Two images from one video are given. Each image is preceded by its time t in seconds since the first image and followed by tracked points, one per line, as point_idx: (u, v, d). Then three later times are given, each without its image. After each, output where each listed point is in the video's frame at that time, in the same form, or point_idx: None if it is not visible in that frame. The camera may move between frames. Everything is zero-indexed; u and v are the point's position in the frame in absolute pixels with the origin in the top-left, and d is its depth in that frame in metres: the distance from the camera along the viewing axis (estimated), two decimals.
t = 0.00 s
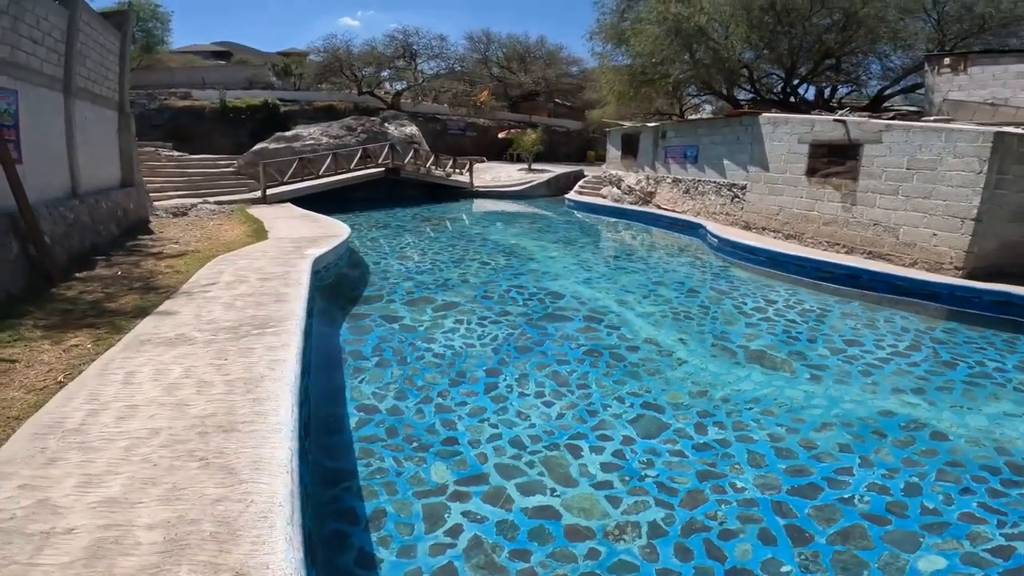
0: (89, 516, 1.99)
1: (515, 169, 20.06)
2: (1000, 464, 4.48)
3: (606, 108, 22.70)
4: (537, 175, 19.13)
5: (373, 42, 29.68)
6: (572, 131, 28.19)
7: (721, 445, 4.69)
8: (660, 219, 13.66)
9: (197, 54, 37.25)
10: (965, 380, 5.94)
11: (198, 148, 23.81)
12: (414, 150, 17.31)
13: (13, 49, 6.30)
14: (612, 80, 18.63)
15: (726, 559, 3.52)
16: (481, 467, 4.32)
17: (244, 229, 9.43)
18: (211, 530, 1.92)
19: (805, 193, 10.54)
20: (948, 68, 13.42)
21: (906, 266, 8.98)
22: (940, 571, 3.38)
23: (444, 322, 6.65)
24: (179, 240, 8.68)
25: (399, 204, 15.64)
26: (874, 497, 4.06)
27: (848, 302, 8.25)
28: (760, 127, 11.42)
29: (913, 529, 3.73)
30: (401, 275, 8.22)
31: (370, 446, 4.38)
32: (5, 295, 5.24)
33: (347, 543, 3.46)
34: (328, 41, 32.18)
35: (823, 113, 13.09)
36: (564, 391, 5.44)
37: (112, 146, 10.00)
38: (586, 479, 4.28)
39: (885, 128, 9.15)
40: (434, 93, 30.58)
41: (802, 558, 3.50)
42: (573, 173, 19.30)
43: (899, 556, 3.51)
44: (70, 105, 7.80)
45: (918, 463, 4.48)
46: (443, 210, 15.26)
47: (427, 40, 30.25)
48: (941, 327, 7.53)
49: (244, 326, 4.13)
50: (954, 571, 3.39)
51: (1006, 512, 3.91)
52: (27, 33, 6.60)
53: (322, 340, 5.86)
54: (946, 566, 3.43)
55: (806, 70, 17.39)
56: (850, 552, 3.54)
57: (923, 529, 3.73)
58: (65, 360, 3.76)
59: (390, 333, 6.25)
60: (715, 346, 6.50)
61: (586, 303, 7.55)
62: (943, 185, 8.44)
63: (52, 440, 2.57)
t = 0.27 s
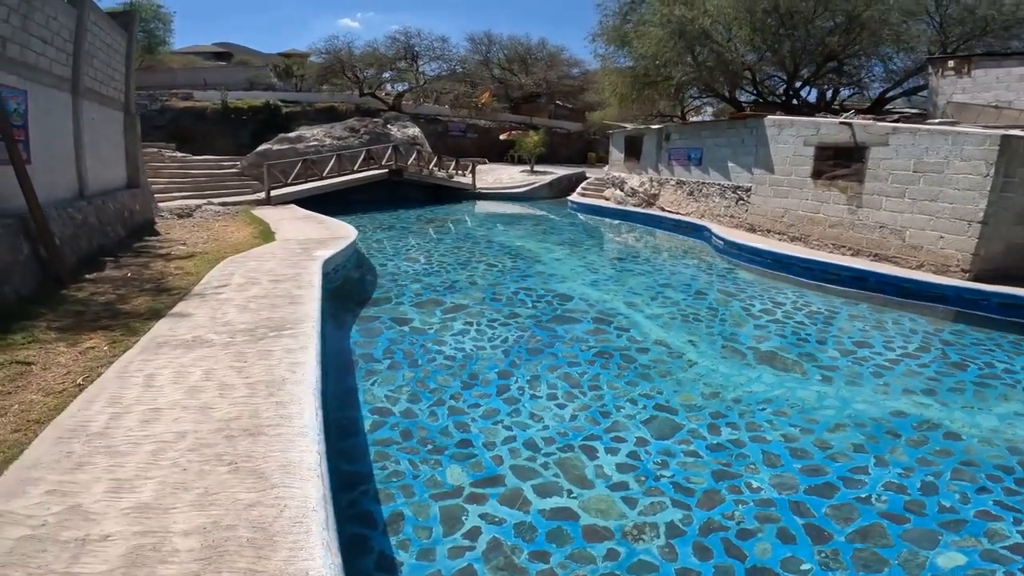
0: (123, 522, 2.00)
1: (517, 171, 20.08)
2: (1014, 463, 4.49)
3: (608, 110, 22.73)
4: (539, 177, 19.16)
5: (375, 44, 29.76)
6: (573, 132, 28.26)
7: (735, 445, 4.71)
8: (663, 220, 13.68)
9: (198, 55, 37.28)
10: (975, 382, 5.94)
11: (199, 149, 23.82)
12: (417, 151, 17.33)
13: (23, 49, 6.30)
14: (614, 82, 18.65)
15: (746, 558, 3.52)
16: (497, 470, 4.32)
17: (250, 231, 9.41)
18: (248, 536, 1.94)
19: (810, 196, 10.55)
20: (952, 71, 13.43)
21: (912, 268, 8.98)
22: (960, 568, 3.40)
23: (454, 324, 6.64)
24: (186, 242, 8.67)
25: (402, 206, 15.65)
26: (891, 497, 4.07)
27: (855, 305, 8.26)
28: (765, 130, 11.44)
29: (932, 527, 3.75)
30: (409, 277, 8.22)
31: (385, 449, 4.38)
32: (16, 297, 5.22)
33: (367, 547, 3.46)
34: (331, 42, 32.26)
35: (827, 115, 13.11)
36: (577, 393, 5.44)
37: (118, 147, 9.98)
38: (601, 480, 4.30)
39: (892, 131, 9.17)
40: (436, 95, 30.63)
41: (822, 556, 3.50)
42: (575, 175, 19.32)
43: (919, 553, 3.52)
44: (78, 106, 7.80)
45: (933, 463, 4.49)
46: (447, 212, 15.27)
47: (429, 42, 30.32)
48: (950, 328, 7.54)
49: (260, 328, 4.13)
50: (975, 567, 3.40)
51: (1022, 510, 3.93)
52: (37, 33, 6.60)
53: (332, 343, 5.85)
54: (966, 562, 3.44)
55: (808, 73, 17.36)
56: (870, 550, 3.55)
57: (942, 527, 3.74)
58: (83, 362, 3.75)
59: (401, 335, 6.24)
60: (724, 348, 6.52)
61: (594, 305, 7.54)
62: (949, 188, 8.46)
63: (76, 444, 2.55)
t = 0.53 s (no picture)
0: (145, 533, 1.86)
1: (522, 171, 19.95)
2: None
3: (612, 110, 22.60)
4: (544, 176, 19.04)
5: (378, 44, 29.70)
6: (576, 132, 28.16)
7: (764, 443, 4.71)
8: (672, 219, 13.56)
9: (199, 55, 37.16)
10: (1001, 377, 6.05)
11: (202, 149, 23.70)
12: (422, 150, 17.21)
13: (31, 43, 6.19)
14: (619, 82, 18.50)
15: (784, 558, 3.50)
16: (519, 472, 4.19)
17: (256, 229, 9.27)
18: (280, 548, 1.81)
19: (823, 194, 10.42)
20: (963, 70, 13.30)
21: (930, 267, 8.86)
22: (1008, 563, 3.50)
23: (467, 322, 6.50)
24: (192, 240, 8.54)
25: (407, 205, 15.52)
26: (931, 493, 4.17)
27: (874, 303, 8.14)
28: (777, 128, 11.31)
29: (976, 523, 3.86)
30: (419, 276, 8.09)
31: (403, 451, 4.24)
32: (22, 294, 5.09)
33: (389, 553, 3.32)
34: (334, 42, 32.22)
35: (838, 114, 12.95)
36: (597, 392, 5.32)
37: (123, 144, 9.85)
38: (627, 481, 4.20)
39: (908, 129, 9.02)
40: (438, 94, 30.51)
41: (865, 555, 3.53)
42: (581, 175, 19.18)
43: (966, 549, 3.62)
44: (85, 102, 7.68)
45: (969, 459, 4.63)
46: (453, 211, 15.15)
47: (432, 41, 30.25)
48: (971, 326, 7.43)
49: (275, 326, 4.00)
50: None
51: None
52: (45, 28, 6.49)
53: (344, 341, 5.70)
54: (1014, 557, 3.55)
55: (815, 72, 17.14)
56: (913, 547, 3.62)
57: (985, 523, 3.87)
58: (93, 362, 3.61)
59: (414, 333, 6.10)
60: (745, 345, 6.44)
61: (609, 303, 7.41)
62: (968, 186, 8.33)
63: (89, 447, 2.41)
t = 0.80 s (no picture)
0: (171, 546, 1.80)
1: (525, 171, 19.88)
2: None
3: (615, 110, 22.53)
4: (547, 176, 18.97)
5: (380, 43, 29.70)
6: (578, 132, 28.13)
7: (783, 444, 4.66)
8: (677, 219, 13.49)
9: (199, 55, 37.08)
10: (1018, 376, 6.00)
11: (202, 148, 23.61)
12: (425, 150, 17.14)
13: (36, 40, 6.13)
14: (623, 81, 18.44)
15: (810, 559, 3.46)
16: (536, 475, 4.11)
17: (262, 229, 9.20)
18: (313, 561, 1.75)
19: (832, 194, 10.36)
20: (970, 70, 13.28)
21: (940, 267, 8.79)
22: None
23: (477, 324, 6.42)
24: (198, 241, 8.47)
25: (410, 205, 15.44)
26: (956, 493, 4.14)
27: (885, 303, 8.07)
28: (784, 128, 11.25)
29: (1002, 523, 3.82)
30: (427, 276, 8.01)
31: (417, 455, 4.17)
32: (28, 295, 4.98)
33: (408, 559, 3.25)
34: (335, 42, 32.22)
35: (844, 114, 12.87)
36: (611, 393, 5.25)
37: (126, 143, 9.77)
38: (646, 483, 4.12)
39: (918, 129, 8.96)
40: (440, 94, 30.44)
41: (893, 555, 3.50)
42: (584, 174, 19.11)
43: (994, 548, 3.59)
44: (89, 101, 7.61)
45: (991, 459, 4.58)
46: (457, 211, 15.08)
47: (433, 41, 30.25)
48: (984, 326, 7.36)
49: (288, 327, 3.93)
50: None
51: None
52: (49, 25, 6.42)
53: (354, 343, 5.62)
54: None
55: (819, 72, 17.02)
56: (942, 547, 3.59)
57: (1012, 523, 3.83)
58: (104, 365, 3.54)
59: (424, 335, 6.02)
60: (758, 346, 6.36)
61: (619, 304, 7.33)
62: (979, 186, 8.27)
63: (106, 454, 2.34)
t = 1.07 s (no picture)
0: (211, 552, 1.89)
1: (526, 173, 19.93)
2: None
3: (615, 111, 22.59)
4: (548, 178, 19.02)
5: (380, 44, 29.77)
6: (578, 134, 28.20)
7: (789, 446, 4.71)
8: (678, 221, 13.54)
9: (199, 56, 37.10)
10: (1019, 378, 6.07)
11: (202, 150, 23.62)
12: (427, 152, 17.18)
13: (44, 43, 6.16)
14: (624, 83, 18.50)
15: (819, 557, 3.51)
16: (547, 478, 4.16)
17: (267, 233, 9.23)
18: (348, 566, 1.84)
19: (833, 197, 10.42)
20: (970, 72, 13.37)
21: (941, 270, 8.85)
22: None
23: (484, 328, 6.46)
24: (203, 244, 8.50)
25: (411, 207, 15.49)
26: (960, 493, 4.20)
27: (887, 306, 8.13)
28: (785, 131, 11.31)
29: (1006, 522, 3.88)
30: (432, 279, 8.06)
31: (429, 459, 4.21)
32: (40, 301, 4.97)
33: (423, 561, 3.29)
34: (335, 43, 32.28)
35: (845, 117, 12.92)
36: (618, 397, 5.30)
37: (131, 146, 9.80)
38: (656, 485, 4.17)
39: (919, 132, 9.03)
40: (440, 96, 30.49)
41: (900, 553, 3.55)
42: (584, 176, 19.16)
43: (998, 547, 3.64)
44: (95, 104, 7.64)
45: (994, 459, 4.65)
46: (458, 213, 15.12)
47: (433, 43, 30.33)
48: (985, 329, 7.43)
49: (303, 333, 3.97)
50: None
51: None
52: (57, 28, 6.46)
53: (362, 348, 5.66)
54: None
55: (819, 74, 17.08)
56: (948, 546, 3.65)
57: (1015, 522, 3.89)
58: (123, 372, 3.61)
59: (432, 340, 6.06)
60: (762, 349, 6.41)
61: (624, 307, 7.38)
62: (980, 189, 8.33)
63: (137, 461, 2.42)
